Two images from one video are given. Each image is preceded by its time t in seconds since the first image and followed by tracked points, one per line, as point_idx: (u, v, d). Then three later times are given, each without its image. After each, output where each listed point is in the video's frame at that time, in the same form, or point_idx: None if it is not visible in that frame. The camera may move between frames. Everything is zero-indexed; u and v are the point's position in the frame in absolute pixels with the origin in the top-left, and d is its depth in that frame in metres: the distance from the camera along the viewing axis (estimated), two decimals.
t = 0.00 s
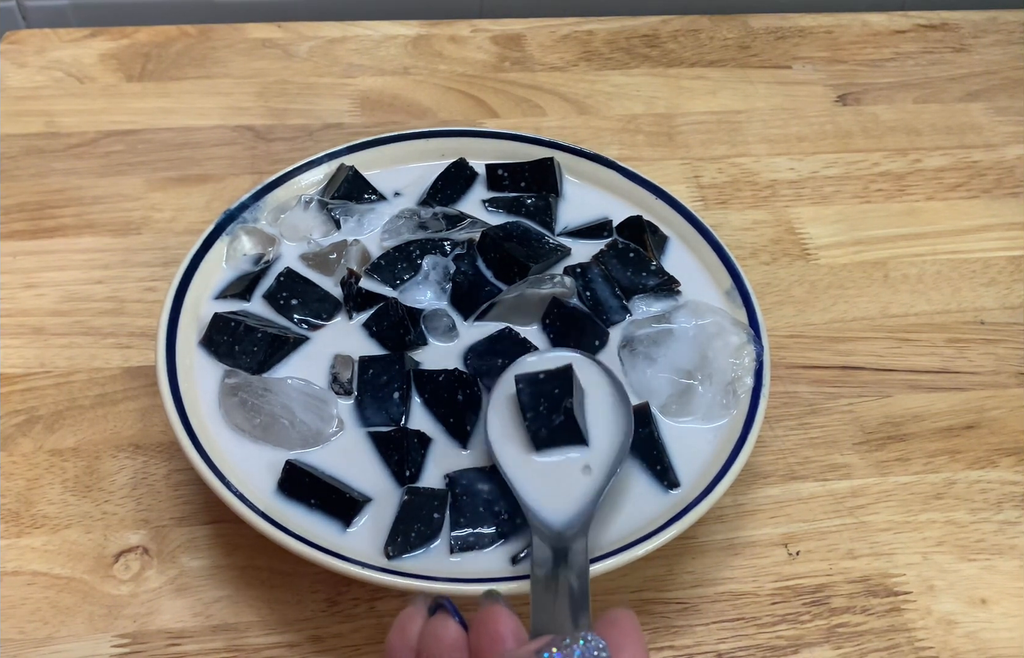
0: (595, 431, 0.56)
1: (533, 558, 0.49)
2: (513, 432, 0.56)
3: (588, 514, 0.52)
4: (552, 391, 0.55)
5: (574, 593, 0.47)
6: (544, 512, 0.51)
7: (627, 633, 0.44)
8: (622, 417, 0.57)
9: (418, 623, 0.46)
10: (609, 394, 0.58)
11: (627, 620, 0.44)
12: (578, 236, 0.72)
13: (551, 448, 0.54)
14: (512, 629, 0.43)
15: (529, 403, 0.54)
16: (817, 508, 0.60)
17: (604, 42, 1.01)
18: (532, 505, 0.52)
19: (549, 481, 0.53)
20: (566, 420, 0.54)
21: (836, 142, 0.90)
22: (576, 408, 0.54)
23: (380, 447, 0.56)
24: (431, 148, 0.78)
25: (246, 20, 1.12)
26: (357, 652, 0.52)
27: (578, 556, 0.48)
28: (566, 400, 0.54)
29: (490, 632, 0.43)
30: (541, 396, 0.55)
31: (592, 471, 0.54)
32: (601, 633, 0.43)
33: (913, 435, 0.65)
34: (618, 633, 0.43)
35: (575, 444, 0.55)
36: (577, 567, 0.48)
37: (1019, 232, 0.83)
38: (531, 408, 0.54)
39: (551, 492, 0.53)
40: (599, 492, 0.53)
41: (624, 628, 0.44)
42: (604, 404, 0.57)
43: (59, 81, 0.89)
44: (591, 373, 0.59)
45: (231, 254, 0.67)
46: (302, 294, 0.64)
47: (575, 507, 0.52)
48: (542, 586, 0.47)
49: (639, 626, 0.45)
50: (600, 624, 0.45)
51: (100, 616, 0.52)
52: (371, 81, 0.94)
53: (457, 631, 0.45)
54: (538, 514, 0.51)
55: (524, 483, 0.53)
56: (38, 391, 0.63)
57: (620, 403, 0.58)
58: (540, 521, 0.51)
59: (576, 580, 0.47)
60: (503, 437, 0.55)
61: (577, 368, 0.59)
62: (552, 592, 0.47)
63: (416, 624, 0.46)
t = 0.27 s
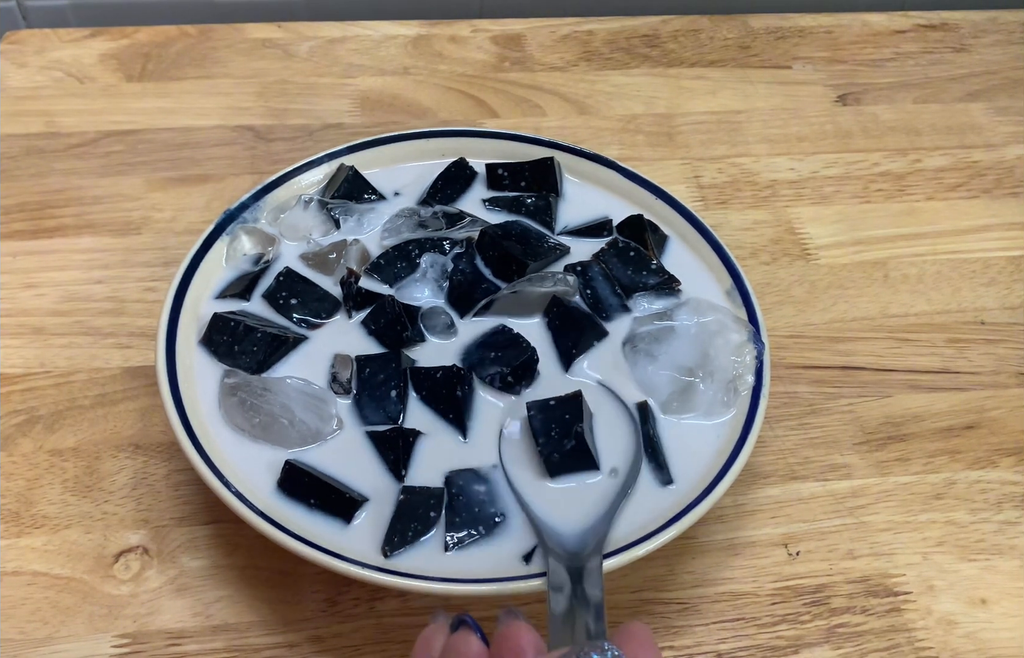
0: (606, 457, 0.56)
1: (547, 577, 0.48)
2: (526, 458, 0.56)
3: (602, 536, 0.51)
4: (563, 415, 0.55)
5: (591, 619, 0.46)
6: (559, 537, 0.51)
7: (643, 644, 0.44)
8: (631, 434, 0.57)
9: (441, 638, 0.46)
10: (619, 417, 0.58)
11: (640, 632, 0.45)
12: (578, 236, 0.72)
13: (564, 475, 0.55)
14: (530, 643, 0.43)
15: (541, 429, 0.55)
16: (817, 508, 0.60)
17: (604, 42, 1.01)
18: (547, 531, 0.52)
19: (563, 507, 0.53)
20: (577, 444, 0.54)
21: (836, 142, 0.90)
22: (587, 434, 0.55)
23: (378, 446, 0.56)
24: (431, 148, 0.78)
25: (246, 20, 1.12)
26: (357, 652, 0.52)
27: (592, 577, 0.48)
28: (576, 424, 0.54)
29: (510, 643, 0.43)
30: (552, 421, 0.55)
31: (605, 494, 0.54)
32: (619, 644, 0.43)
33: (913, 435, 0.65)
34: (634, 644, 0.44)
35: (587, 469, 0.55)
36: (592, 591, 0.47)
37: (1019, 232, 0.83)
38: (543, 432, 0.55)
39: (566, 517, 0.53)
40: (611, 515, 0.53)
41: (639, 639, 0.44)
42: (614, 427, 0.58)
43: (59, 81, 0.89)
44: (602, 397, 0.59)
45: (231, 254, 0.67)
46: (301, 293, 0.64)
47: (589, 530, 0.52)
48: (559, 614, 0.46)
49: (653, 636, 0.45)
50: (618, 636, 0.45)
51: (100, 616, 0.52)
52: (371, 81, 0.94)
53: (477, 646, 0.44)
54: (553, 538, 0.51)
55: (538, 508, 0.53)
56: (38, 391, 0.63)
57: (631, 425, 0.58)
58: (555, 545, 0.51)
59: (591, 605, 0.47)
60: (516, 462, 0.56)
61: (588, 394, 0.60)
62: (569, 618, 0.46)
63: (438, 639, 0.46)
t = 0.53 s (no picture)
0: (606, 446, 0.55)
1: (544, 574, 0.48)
2: (524, 448, 0.55)
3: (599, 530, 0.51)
4: (565, 407, 0.55)
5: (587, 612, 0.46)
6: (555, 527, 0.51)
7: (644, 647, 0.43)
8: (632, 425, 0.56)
9: (437, 631, 0.46)
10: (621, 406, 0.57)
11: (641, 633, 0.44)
12: (578, 236, 0.72)
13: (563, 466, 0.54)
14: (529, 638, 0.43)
15: (542, 418, 0.55)
16: (817, 508, 0.60)
17: (604, 42, 1.01)
18: (543, 519, 0.51)
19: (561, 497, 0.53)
20: (577, 436, 0.54)
21: (836, 142, 0.90)
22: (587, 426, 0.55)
23: (380, 447, 0.56)
24: (431, 148, 0.78)
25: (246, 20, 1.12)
26: (357, 652, 0.52)
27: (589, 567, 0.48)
28: (578, 417, 0.54)
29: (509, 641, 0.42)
30: (553, 411, 0.55)
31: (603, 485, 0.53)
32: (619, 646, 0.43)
33: (913, 435, 0.65)
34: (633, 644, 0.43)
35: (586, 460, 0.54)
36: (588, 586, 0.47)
37: (1019, 232, 0.83)
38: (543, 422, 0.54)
39: (562, 507, 0.52)
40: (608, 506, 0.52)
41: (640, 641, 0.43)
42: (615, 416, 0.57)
43: (59, 81, 0.89)
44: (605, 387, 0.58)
45: (231, 254, 0.67)
46: (301, 293, 0.64)
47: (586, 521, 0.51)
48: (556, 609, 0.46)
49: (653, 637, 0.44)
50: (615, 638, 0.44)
51: (100, 616, 0.52)
52: (371, 81, 0.94)
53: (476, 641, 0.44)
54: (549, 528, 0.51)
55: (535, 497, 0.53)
56: (38, 391, 0.63)
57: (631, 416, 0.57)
58: (552, 535, 0.50)
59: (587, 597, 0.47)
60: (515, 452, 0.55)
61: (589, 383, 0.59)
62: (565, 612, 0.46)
63: (434, 633, 0.46)
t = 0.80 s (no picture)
0: (595, 407, 0.56)
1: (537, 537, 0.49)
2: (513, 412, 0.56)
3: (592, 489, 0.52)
4: (553, 368, 0.55)
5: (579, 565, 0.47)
6: (549, 490, 0.52)
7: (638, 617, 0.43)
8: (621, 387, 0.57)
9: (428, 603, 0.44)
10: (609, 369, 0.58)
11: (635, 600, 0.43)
12: (578, 236, 0.72)
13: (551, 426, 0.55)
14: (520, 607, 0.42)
15: (531, 382, 0.55)
16: (817, 508, 0.60)
17: (604, 42, 1.01)
18: (535, 484, 0.52)
19: (552, 458, 0.54)
20: (567, 399, 0.55)
21: (836, 142, 0.90)
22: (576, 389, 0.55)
23: (379, 448, 0.56)
24: (431, 148, 0.78)
25: (246, 21, 1.12)
26: (357, 652, 0.52)
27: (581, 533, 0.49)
28: (568, 380, 0.55)
29: (500, 610, 0.41)
30: (542, 375, 0.55)
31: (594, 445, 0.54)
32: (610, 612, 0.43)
33: (913, 435, 0.65)
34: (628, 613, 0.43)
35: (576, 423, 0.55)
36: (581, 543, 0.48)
37: (1019, 232, 0.83)
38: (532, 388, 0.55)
39: (553, 469, 0.53)
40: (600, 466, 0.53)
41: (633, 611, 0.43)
42: (603, 380, 0.57)
43: (59, 81, 0.89)
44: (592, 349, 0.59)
45: (231, 254, 0.67)
46: (302, 294, 0.64)
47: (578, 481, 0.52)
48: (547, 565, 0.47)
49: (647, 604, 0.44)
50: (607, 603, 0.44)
51: (100, 616, 0.52)
52: (371, 80, 0.94)
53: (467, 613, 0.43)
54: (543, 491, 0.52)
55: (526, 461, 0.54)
56: (38, 391, 0.63)
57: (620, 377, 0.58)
58: (546, 499, 0.51)
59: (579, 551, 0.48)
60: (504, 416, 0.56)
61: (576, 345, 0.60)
62: (557, 565, 0.47)
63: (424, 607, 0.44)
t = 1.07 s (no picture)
0: (559, 427, 0.57)
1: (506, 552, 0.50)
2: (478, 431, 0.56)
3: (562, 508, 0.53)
4: (516, 387, 0.56)
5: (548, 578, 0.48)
6: (517, 509, 0.53)
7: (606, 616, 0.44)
8: (585, 406, 0.58)
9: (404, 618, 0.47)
10: (571, 388, 0.59)
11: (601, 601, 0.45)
12: (578, 236, 0.72)
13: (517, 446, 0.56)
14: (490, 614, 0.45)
15: (494, 404, 0.56)
16: (817, 508, 0.60)
17: (604, 42, 1.01)
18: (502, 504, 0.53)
19: (519, 477, 0.54)
20: (530, 417, 0.55)
21: (836, 142, 0.90)
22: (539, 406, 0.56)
23: (379, 447, 0.56)
24: (431, 148, 0.78)
25: (246, 21, 1.12)
26: (357, 652, 0.52)
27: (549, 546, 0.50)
28: (529, 398, 0.56)
29: (472, 619, 0.44)
30: (504, 396, 0.56)
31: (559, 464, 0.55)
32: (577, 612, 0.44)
33: (913, 435, 0.65)
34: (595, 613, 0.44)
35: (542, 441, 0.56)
36: (550, 555, 0.49)
37: (1019, 232, 0.83)
38: (495, 407, 0.56)
39: (521, 488, 0.54)
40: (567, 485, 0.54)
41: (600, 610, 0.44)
42: (567, 398, 0.59)
43: (59, 81, 0.89)
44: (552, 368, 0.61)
45: (231, 254, 0.67)
46: (301, 293, 0.64)
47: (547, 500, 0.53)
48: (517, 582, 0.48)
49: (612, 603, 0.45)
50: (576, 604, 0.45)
51: (100, 616, 0.52)
52: (371, 80, 0.94)
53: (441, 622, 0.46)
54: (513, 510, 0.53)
55: (494, 479, 0.54)
56: (38, 391, 0.63)
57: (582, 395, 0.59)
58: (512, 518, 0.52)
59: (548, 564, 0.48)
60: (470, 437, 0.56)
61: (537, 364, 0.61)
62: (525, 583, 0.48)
63: (401, 620, 0.47)
